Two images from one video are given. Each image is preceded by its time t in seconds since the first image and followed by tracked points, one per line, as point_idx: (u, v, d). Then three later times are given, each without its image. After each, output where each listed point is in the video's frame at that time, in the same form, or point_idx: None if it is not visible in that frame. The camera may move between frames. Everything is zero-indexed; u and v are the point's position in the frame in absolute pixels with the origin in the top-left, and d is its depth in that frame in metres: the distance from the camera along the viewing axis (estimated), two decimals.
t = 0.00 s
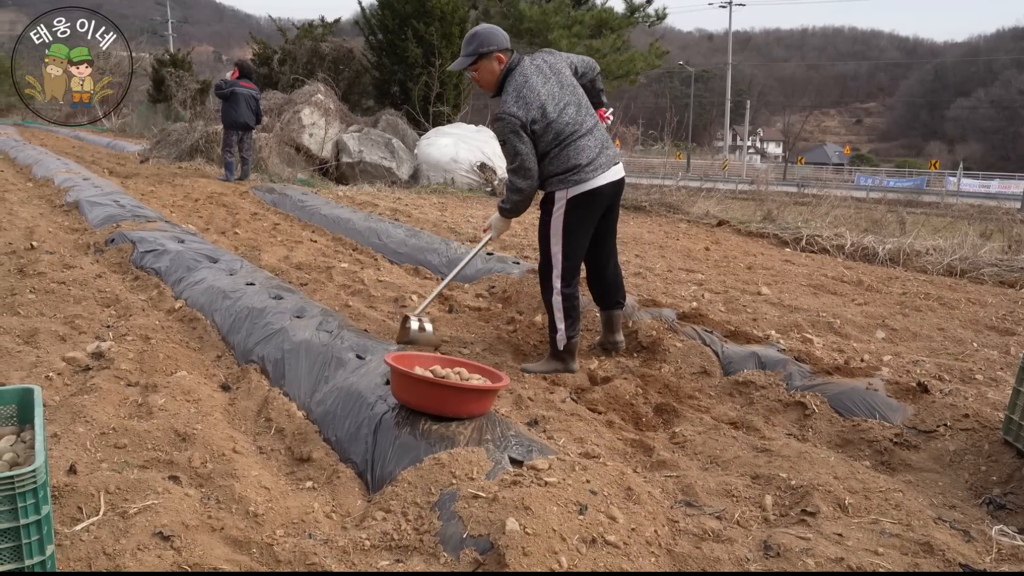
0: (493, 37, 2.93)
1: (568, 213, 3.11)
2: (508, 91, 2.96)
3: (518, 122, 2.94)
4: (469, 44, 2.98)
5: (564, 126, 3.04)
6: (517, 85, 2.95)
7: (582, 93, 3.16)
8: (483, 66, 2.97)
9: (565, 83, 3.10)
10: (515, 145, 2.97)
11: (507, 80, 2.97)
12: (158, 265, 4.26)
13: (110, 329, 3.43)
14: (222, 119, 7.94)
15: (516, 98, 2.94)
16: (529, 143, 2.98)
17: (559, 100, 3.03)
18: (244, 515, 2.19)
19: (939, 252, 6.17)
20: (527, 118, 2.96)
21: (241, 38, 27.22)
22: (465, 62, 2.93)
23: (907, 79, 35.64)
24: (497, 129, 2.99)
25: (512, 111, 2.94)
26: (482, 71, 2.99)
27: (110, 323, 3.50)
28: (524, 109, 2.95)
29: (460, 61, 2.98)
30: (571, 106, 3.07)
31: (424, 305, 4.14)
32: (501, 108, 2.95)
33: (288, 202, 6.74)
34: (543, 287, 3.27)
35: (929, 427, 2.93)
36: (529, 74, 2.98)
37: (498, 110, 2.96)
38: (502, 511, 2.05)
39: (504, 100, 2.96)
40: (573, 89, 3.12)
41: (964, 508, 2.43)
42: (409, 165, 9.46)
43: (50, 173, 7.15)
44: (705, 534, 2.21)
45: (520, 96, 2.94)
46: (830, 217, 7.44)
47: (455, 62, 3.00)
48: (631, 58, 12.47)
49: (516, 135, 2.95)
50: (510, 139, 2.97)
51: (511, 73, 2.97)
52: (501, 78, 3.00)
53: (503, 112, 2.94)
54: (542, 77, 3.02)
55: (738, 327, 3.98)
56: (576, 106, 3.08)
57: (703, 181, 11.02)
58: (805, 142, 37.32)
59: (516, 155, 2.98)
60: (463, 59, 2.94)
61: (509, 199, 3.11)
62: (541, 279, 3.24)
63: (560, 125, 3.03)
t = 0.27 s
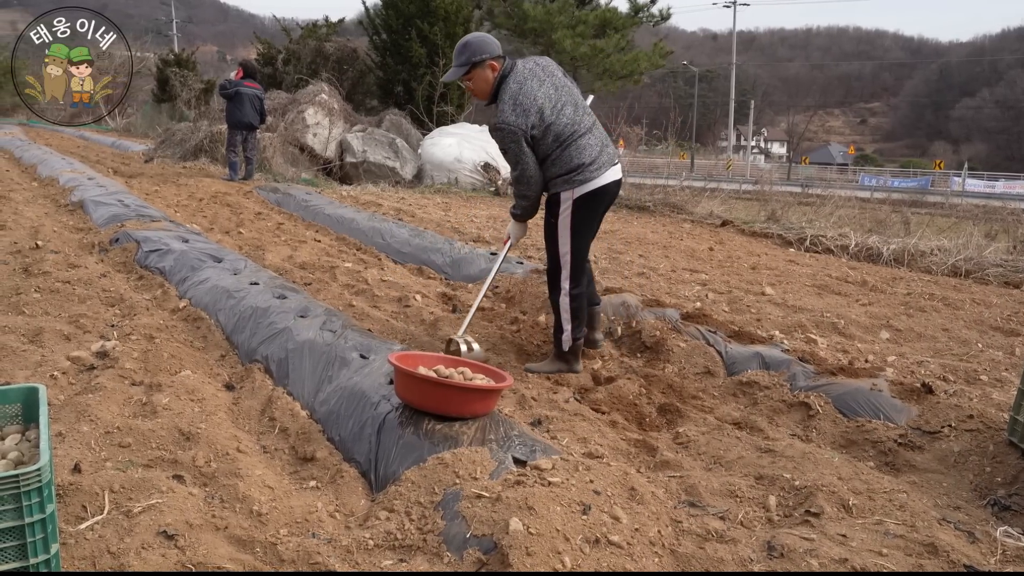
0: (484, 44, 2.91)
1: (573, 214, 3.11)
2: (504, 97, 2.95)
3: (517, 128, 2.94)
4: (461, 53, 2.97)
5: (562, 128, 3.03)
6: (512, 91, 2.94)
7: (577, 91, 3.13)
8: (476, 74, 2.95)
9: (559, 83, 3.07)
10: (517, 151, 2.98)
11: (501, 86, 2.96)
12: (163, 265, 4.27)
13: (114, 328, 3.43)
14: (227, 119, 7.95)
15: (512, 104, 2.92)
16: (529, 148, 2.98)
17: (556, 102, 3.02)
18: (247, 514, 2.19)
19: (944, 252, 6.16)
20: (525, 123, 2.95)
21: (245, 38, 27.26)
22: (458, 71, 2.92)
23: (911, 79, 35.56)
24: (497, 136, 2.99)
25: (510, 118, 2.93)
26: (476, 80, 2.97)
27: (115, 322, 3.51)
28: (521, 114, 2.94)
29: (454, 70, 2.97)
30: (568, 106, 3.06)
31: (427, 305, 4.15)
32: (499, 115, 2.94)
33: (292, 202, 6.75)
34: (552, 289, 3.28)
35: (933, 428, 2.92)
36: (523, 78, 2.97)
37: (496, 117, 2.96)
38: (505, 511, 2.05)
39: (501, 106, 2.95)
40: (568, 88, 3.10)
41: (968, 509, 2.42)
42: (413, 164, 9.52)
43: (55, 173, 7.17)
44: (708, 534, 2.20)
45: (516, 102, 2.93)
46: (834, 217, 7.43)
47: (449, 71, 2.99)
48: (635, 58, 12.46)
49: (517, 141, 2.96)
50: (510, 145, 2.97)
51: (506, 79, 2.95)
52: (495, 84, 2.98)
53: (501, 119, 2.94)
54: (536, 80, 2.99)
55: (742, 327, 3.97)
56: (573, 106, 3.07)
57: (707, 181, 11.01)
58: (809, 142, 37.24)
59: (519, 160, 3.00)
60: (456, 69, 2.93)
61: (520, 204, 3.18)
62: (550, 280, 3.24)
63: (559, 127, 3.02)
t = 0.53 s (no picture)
0: (477, 45, 2.93)
1: (577, 211, 3.09)
2: (500, 96, 2.95)
3: (515, 125, 2.94)
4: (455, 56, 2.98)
5: (561, 125, 3.04)
6: (507, 90, 2.95)
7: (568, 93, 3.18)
8: (470, 75, 2.95)
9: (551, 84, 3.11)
10: (515, 150, 2.98)
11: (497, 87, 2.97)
12: (167, 264, 4.28)
13: (119, 328, 3.44)
14: (231, 118, 7.96)
15: (509, 102, 2.94)
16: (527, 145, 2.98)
17: (552, 100, 3.03)
18: (251, 513, 2.20)
19: (949, 252, 6.14)
20: (523, 120, 2.95)
21: (249, 37, 27.27)
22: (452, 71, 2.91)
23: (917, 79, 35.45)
24: (495, 135, 2.99)
25: (508, 115, 2.93)
26: (469, 81, 2.97)
27: (120, 322, 3.52)
28: (519, 112, 2.95)
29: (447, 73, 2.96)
30: (563, 105, 3.08)
31: (431, 305, 4.15)
32: (497, 114, 2.95)
33: (297, 201, 6.76)
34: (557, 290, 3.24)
35: (938, 429, 2.92)
36: (518, 78, 2.99)
37: (494, 116, 2.96)
38: (509, 511, 2.05)
39: (498, 106, 2.95)
40: (561, 89, 3.14)
41: (973, 510, 2.41)
42: (417, 164, 9.47)
43: (60, 172, 7.18)
44: (712, 534, 2.20)
45: (513, 100, 2.94)
46: (839, 218, 7.40)
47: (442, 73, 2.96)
48: (639, 58, 12.44)
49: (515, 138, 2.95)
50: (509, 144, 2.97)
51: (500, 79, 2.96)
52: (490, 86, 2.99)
53: (498, 118, 2.94)
54: (530, 80, 3.02)
55: (746, 327, 3.97)
56: (568, 106, 3.10)
57: (711, 181, 10.99)
58: (813, 142, 37.13)
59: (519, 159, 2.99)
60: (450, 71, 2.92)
61: (512, 204, 3.15)
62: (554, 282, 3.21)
63: (557, 125, 3.03)
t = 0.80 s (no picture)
0: (438, 55, 2.89)
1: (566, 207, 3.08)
2: (469, 102, 2.92)
3: (493, 127, 2.90)
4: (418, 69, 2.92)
5: (533, 124, 3.05)
6: (477, 95, 2.92)
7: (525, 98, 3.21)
8: (436, 86, 2.90)
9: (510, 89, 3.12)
10: (496, 153, 2.94)
11: (465, 94, 2.93)
12: (173, 264, 4.29)
13: (125, 327, 3.45)
14: (236, 119, 7.98)
15: (481, 105, 2.91)
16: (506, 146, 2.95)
17: (519, 101, 3.05)
18: (256, 513, 2.20)
19: (954, 253, 6.13)
20: (500, 121, 2.93)
21: (254, 37, 27.29)
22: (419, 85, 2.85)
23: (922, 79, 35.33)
24: (472, 142, 2.93)
25: (483, 118, 2.90)
26: (436, 94, 2.92)
27: (126, 321, 3.53)
28: (493, 114, 2.92)
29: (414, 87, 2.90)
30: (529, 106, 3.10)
31: (435, 305, 4.15)
32: (471, 119, 2.90)
33: (302, 201, 6.77)
34: (553, 293, 3.18)
35: (944, 430, 2.91)
36: (482, 83, 2.97)
37: (468, 122, 2.91)
38: (514, 511, 2.05)
39: (470, 111, 2.91)
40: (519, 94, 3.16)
41: (979, 512, 2.41)
42: (422, 164, 9.48)
43: (67, 172, 7.20)
44: (717, 535, 2.20)
45: (485, 103, 2.91)
46: (844, 218, 7.39)
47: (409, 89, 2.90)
48: (644, 58, 12.43)
49: (495, 140, 2.91)
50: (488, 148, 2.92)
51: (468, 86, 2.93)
52: (457, 95, 2.94)
53: (474, 123, 2.89)
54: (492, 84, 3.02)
55: (751, 327, 3.96)
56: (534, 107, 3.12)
57: (716, 181, 10.98)
58: (818, 142, 37.04)
59: (500, 162, 2.95)
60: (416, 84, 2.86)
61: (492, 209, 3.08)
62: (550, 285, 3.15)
63: (531, 124, 3.04)
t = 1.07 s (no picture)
0: (404, 75, 2.88)
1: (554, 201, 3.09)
2: (442, 114, 2.91)
3: (471, 134, 2.90)
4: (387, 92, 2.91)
5: (507, 124, 3.05)
6: (448, 106, 2.91)
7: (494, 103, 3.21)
8: (407, 105, 2.89)
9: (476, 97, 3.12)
10: (477, 160, 2.93)
11: (436, 108, 2.92)
12: (177, 264, 4.29)
13: (129, 327, 3.46)
14: (240, 119, 7.99)
15: (454, 116, 2.90)
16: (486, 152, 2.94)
17: (489, 105, 3.05)
18: (260, 512, 2.20)
19: (959, 253, 6.12)
20: (476, 128, 2.93)
21: (258, 37, 27.31)
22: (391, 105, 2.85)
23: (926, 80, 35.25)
24: (452, 155, 2.91)
25: (459, 128, 2.89)
26: (408, 113, 2.91)
27: (129, 321, 3.54)
28: (467, 123, 2.92)
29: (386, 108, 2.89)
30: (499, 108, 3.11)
31: (439, 305, 4.15)
32: (448, 131, 2.89)
33: (306, 201, 6.78)
34: (551, 292, 3.16)
35: (948, 431, 2.90)
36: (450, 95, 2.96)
37: (445, 134, 2.90)
38: (517, 511, 2.05)
39: (445, 124, 2.90)
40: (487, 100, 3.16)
41: (983, 513, 2.40)
42: (425, 164, 9.51)
43: (71, 172, 7.22)
44: (720, 535, 2.19)
45: (457, 113, 2.91)
46: (848, 218, 7.39)
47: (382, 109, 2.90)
48: (648, 58, 12.42)
49: (475, 147, 2.91)
50: (469, 157, 2.91)
51: (438, 100, 2.92)
52: (429, 111, 2.93)
53: (451, 134, 2.89)
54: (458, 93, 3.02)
55: (755, 328, 3.96)
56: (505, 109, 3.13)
57: (719, 181, 10.97)
58: (822, 142, 36.98)
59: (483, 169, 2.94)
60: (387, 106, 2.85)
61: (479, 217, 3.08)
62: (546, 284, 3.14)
63: (505, 124, 3.04)
